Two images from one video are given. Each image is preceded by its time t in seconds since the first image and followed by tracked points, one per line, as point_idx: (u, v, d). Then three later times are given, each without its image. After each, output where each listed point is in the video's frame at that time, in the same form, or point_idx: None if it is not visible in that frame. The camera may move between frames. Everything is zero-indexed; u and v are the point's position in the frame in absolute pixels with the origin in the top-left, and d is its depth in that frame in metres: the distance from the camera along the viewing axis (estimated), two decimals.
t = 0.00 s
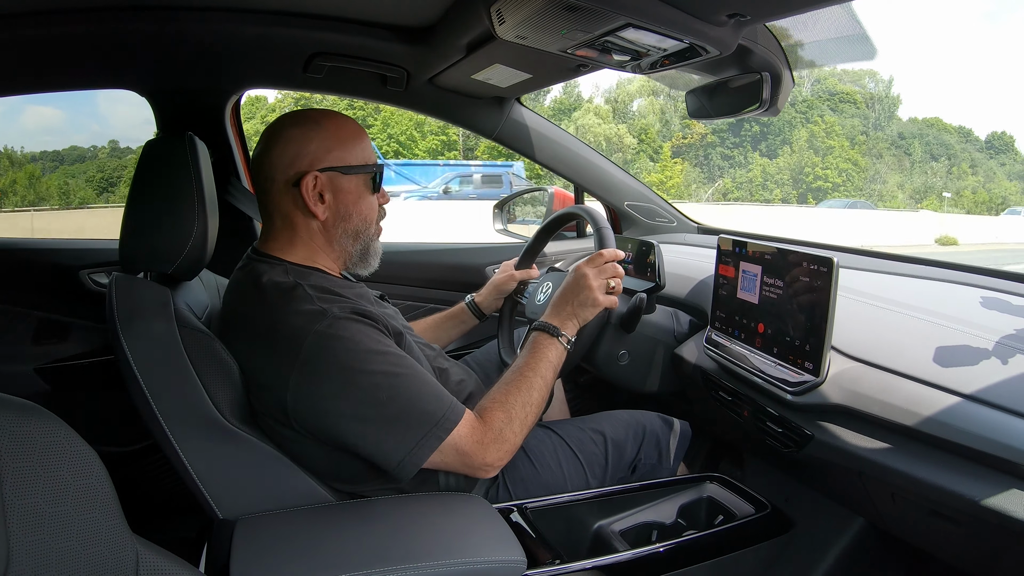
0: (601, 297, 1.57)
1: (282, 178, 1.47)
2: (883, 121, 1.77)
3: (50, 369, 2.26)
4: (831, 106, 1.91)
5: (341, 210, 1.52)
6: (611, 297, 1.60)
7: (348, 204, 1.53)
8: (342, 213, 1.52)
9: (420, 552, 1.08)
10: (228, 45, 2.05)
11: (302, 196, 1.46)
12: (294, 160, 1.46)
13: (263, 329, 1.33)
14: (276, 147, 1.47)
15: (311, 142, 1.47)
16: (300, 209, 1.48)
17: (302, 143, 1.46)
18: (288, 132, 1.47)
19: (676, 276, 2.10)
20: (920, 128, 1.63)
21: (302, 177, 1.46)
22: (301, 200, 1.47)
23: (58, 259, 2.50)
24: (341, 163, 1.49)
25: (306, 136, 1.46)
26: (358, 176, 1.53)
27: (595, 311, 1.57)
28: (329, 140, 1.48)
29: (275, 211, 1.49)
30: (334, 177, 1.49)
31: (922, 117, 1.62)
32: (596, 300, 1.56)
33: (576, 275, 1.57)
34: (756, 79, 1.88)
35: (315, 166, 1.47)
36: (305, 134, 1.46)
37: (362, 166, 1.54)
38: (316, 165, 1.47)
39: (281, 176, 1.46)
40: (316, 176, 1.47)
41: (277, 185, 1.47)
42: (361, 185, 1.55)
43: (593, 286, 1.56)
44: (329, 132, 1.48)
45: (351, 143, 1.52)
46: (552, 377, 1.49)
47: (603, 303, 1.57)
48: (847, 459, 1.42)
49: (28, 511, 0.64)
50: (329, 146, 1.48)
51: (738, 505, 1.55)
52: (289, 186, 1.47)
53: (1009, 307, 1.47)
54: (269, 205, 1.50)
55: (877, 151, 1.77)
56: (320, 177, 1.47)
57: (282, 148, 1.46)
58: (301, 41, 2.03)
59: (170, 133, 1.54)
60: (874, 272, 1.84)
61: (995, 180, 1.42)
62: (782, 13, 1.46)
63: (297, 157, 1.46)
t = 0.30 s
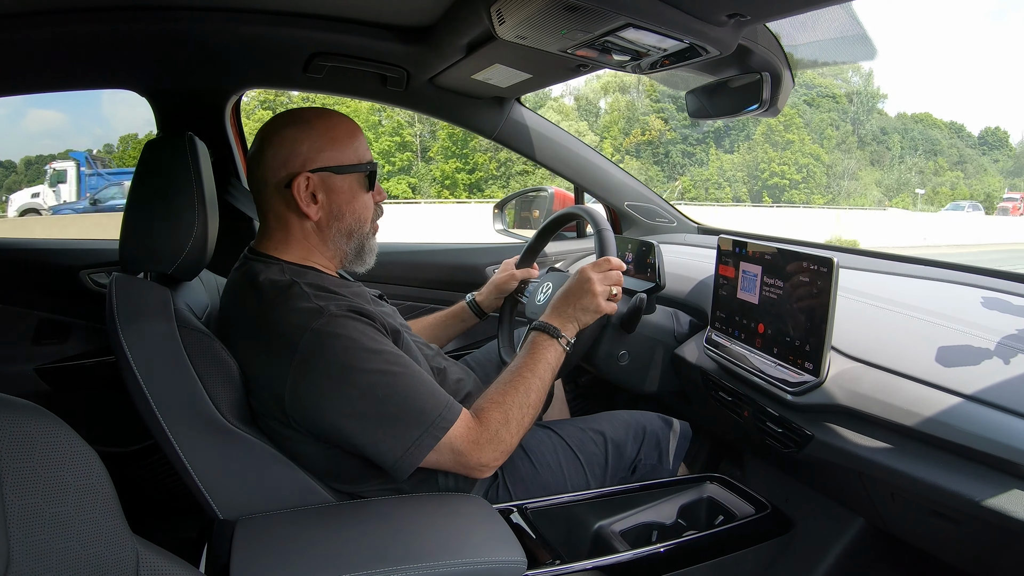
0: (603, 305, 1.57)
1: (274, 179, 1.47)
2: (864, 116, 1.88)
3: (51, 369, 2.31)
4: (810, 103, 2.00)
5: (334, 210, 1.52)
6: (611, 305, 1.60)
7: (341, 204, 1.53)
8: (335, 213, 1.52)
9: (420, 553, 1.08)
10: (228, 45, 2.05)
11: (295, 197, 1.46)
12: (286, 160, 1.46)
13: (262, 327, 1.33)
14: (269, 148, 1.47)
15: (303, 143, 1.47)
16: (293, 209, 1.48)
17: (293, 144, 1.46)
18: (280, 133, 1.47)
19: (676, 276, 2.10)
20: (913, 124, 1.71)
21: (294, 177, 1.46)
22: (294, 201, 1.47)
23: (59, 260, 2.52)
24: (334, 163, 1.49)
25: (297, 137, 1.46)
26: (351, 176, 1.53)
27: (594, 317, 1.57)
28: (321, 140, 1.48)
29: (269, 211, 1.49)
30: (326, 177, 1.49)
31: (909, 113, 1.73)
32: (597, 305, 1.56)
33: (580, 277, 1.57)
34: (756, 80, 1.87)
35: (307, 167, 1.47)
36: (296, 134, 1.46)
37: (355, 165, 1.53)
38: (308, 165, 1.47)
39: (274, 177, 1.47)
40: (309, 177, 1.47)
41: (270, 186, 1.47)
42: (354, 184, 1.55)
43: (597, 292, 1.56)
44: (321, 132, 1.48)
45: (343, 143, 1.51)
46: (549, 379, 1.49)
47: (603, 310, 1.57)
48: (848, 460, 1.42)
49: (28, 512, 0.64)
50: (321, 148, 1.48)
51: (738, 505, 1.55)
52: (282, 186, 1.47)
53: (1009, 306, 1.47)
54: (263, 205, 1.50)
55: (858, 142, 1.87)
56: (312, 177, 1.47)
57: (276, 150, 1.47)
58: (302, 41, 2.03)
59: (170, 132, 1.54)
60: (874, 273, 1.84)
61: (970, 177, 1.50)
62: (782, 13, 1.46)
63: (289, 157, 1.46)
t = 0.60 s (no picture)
0: (608, 312, 1.56)
1: (275, 179, 1.47)
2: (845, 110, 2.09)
3: (50, 369, 2.32)
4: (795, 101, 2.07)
5: (334, 211, 1.52)
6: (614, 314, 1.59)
7: (342, 205, 1.53)
8: (336, 214, 1.53)
9: (419, 553, 1.08)
10: (227, 45, 2.05)
11: (296, 197, 1.46)
12: (287, 161, 1.46)
13: (262, 327, 1.33)
14: (269, 148, 1.47)
15: (305, 144, 1.47)
16: (293, 210, 1.48)
17: (295, 144, 1.46)
18: (282, 133, 1.47)
19: (676, 276, 2.10)
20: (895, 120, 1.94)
21: (296, 178, 1.46)
22: (295, 202, 1.47)
23: (60, 260, 2.53)
24: (336, 164, 1.49)
25: (299, 137, 1.46)
26: (353, 177, 1.53)
27: (599, 325, 1.56)
28: (323, 141, 1.48)
29: (269, 212, 1.49)
30: (328, 177, 1.49)
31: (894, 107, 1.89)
32: (600, 310, 1.55)
33: (589, 282, 1.59)
34: (756, 80, 1.85)
35: (309, 167, 1.47)
36: (297, 134, 1.46)
37: (357, 166, 1.54)
38: (310, 166, 1.47)
39: (275, 177, 1.47)
40: (310, 177, 1.47)
41: (271, 187, 1.47)
42: (355, 185, 1.55)
43: (603, 299, 1.56)
44: (323, 133, 1.48)
45: (345, 143, 1.51)
46: (548, 384, 1.48)
47: (606, 318, 1.56)
48: (847, 459, 1.42)
49: (28, 513, 0.64)
50: (323, 147, 1.48)
51: (737, 505, 1.55)
52: (282, 187, 1.47)
53: (1010, 306, 1.47)
54: (263, 205, 1.50)
55: (836, 137, 2.31)
56: (314, 178, 1.47)
57: (276, 149, 1.46)
58: (302, 40, 2.03)
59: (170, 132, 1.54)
60: (873, 273, 1.84)
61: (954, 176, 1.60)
62: (781, 14, 1.46)
63: (290, 158, 1.46)
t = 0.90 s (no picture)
0: (608, 313, 1.57)
1: (274, 177, 1.47)
2: (808, 106, 1.99)
3: (51, 369, 2.32)
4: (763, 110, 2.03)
5: (333, 208, 1.52)
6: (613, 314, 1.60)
7: (341, 201, 1.53)
8: (334, 211, 1.52)
9: (420, 553, 1.08)
10: (227, 45, 2.05)
11: (295, 193, 1.46)
12: (286, 158, 1.46)
13: (262, 327, 1.33)
14: (268, 145, 1.47)
15: (303, 140, 1.47)
16: (292, 207, 1.48)
17: (293, 141, 1.46)
18: (281, 130, 1.47)
19: (676, 276, 2.10)
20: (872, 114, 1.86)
21: (294, 174, 1.46)
22: (294, 198, 1.47)
23: (60, 260, 2.53)
24: (334, 160, 1.49)
25: (298, 134, 1.47)
26: (351, 172, 1.54)
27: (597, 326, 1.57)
28: (322, 138, 1.48)
29: (268, 210, 1.49)
30: (326, 174, 1.49)
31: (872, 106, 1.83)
32: (601, 310, 1.56)
33: (588, 283, 1.60)
34: (756, 80, 1.85)
35: (306, 163, 1.47)
36: (295, 132, 1.47)
37: (355, 162, 1.54)
38: (308, 162, 1.47)
39: (273, 175, 1.47)
40: (309, 173, 1.47)
41: (270, 185, 1.47)
42: (354, 182, 1.55)
43: (604, 299, 1.57)
44: (321, 130, 1.49)
45: (343, 141, 1.52)
46: (548, 384, 1.48)
47: (606, 318, 1.57)
48: (848, 460, 1.42)
49: (28, 513, 0.64)
50: (321, 144, 1.48)
51: (738, 505, 1.55)
52: (281, 183, 1.47)
53: (1011, 307, 1.47)
54: (262, 204, 1.50)
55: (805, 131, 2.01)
56: (312, 174, 1.47)
57: (274, 147, 1.47)
58: (302, 40, 2.03)
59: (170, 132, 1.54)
60: (875, 273, 1.84)
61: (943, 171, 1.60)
62: (781, 13, 1.46)
63: (289, 155, 1.46)
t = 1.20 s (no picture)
0: (609, 308, 1.57)
1: (273, 175, 1.47)
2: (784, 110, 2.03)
3: (50, 369, 2.34)
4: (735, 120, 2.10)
5: (334, 205, 1.52)
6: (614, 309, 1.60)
7: (341, 198, 1.53)
8: (335, 207, 1.52)
9: (419, 553, 1.08)
10: (227, 45, 2.04)
11: (295, 190, 1.46)
12: (285, 156, 1.47)
13: (262, 326, 1.33)
14: (268, 144, 1.48)
15: (302, 138, 1.47)
16: (292, 205, 1.48)
17: (292, 139, 1.47)
18: (280, 129, 1.48)
19: (675, 276, 2.09)
20: (848, 113, 1.91)
21: (294, 171, 1.46)
22: (294, 196, 1.47)
23: (61, 259, 2.54)
24: (334, 156, 1.50)
25: (297, 132, 1.47)
26: (351, 168, 1.53)
27: (597, 320, 1.57)
28: (321, 134, 1.49)
29: (269, 209, 1.49)
30: (326, 170, 1.49)
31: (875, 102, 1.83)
32: (603, 305, 1.57)
33: (589, 278, 1.59)
34: (756, 80, 1.85)
35: (306, 161, 1.47)
36: (294, 131, 1.47)
37: (354, 158, 1.54)
38: (308, 159, 1.47)
39: (273, 173, 1.47)
40: (308, 170, 1.47)
41: (271, 184, 1.47)
42: (354, 178, 1.55)
43: (605, 294, 1.57)
44: (320, 127, 1.49)
45: (342, 138, 1.52)
46: (548, 380, 1.48)
47: (608, 312, 1.58)
48: (848, 460, 1.42)
49: (28, 513, 0.65)
50: (320, 141, 1.49)
51: (737, 505, 1.55)
52: (281, 182, 1.47)
53: (1011, 307, 1.47)
54: (263, 203, 1.50)
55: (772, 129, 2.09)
56: (312, 170, 1.48)
57: (274, 145, 1.47)
58: (302, 40, 2.03)
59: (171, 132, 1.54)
60: (875, 273, 1.84)
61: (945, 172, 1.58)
62: (781, 13, 1.46)
63: (288, 153, 1.47)
